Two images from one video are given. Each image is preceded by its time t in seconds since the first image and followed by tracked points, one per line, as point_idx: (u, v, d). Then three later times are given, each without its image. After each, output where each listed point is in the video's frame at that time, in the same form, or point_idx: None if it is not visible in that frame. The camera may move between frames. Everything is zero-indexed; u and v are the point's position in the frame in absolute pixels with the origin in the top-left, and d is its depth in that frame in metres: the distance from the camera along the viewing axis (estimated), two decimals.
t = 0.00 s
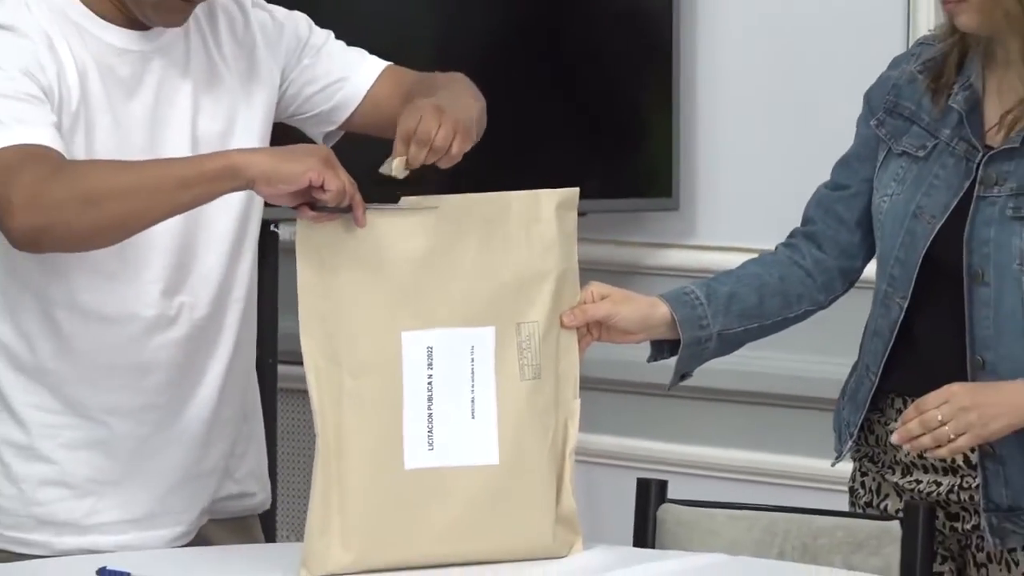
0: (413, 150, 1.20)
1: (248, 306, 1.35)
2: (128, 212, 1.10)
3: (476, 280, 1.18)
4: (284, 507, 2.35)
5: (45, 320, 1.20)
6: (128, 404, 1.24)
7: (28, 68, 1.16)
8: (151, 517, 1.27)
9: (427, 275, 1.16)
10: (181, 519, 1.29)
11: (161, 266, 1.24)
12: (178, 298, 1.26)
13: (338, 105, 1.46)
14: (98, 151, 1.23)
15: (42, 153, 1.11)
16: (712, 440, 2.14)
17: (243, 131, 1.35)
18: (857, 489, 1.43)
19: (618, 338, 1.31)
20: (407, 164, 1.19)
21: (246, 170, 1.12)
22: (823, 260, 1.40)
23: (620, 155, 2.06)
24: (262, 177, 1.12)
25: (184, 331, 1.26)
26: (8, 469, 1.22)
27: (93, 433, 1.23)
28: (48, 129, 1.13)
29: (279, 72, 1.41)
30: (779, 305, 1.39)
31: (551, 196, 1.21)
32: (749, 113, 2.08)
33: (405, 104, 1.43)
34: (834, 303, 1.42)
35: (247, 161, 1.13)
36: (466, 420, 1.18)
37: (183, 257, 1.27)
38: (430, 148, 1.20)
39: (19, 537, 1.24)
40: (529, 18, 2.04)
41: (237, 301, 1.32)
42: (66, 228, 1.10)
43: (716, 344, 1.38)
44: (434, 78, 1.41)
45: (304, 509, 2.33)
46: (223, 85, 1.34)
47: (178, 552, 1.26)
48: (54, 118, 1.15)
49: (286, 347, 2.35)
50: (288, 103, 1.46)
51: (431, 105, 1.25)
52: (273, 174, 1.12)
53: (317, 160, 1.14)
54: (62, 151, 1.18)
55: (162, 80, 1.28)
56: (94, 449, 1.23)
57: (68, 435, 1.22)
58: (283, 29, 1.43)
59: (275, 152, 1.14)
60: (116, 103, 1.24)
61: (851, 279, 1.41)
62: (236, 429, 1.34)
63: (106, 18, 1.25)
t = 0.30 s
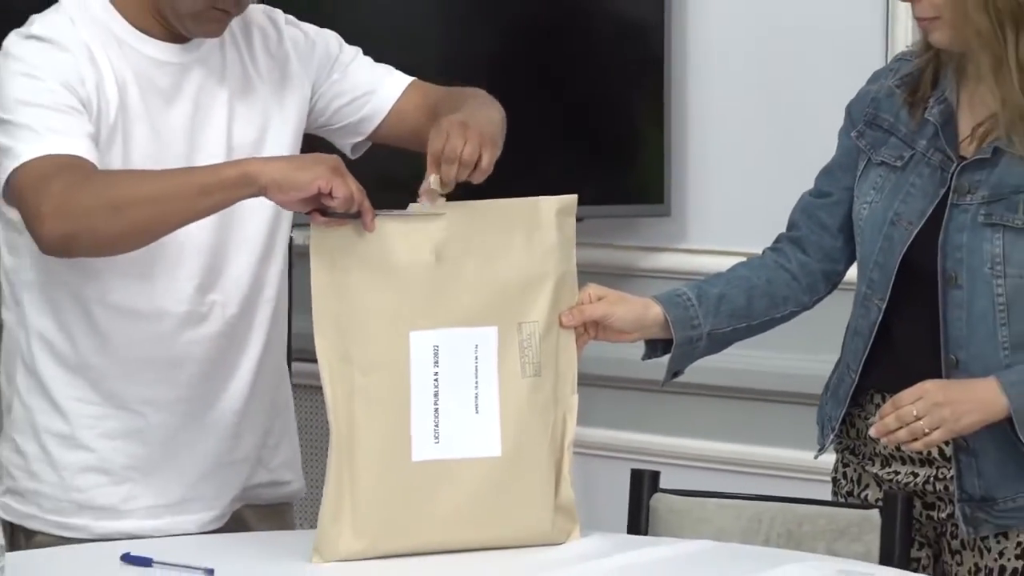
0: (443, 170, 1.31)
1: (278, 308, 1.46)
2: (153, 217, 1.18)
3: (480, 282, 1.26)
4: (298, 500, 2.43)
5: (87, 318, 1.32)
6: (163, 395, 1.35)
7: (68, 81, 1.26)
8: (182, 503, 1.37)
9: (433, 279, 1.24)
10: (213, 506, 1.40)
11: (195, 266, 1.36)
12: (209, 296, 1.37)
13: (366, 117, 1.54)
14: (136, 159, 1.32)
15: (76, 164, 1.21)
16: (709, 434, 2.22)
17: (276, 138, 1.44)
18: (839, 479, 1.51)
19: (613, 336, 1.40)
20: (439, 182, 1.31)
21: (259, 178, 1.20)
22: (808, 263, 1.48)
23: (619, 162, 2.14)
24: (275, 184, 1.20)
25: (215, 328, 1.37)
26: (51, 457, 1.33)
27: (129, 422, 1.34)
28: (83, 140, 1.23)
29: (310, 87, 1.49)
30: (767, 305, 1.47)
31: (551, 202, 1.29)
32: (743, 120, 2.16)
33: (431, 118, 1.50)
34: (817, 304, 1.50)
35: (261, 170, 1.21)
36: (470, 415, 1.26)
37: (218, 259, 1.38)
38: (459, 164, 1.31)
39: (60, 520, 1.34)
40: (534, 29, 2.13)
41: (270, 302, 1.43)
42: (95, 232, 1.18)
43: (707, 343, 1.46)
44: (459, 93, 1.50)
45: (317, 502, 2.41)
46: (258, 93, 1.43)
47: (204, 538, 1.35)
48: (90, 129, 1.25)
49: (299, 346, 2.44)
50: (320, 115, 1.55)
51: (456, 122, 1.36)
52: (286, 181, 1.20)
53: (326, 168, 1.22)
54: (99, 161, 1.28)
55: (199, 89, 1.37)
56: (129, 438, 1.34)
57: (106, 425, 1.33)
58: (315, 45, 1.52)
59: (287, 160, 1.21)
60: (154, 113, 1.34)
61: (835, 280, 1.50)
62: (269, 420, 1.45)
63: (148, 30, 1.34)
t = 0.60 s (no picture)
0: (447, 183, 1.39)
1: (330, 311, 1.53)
2: (178, 213, 1.29)
3: (487, 289, 1.36)
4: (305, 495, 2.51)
5: (143, 317, 1.43)
6: (210, 390, 1.45)
7: (122, 90, 1.37)
8: (228, 493, 1.47)
9: (443, 286, 1.34)
10: (255, 498, 1.49)
11: (249, 270, 1.45)
12: (260, 298, 1.46)
13: (413, 137, 1.61)
14: (186, 161, 1.42)
15: (110, 163, 1.32)
16: (703, 430, 2.31)
17: (329, 149, 1.54)
18: (824, 474, 1.60)
19: (613, 339, 1.49)
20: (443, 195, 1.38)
21: (278, 181, 1.28)
22: (796, 270, 1.57)
23: (619, 172, 2.23)
24: (292, 187, 1.28)
25: (262, 329, 1.46)
26: (106, 444, 1.44)
27: (177, 414, 1.44)
28: (128, 142, 1.34)
29: (361, 107, 1.58)
30: (758, 310, 1.56)
31: (554, 213, 1.40)
32: (739, 130, 2.25)
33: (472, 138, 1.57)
34: (805, 309, 1.59)
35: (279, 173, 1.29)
36: (478, 413, 1.36)
37: (273, 264, 1.47)
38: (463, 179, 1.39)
39: (112, 504, 1.45)
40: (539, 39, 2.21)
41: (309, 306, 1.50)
42: (123, 225, 1.29)
43: (701, 345, 1.55)
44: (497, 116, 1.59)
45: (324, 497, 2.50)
46: (312, 105, 1.52)
47: (234, 529, 1.44)
48: (137, 133, 1.36)
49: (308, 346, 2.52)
50: (372, 134, 1.62)
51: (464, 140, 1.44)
52: (303, 185, 1.28)
53: (342, 174, 1.30)
54: (143, 164, 1.38)
55: (255, 101, 1.47)
56: (177, 428, 1.44)
57: (156, 417, 1.44)
58: (370, 67, 1.60)
59: (303, 165, 1.30)
60: (207, 121, 1.44)
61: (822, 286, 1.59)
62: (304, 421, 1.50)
63: (207, 46, 1.45)
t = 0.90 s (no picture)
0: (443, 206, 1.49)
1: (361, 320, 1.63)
2: (196, 214, 1.38)
3: (490, 297, 1.45)
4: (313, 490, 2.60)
5: (184, 320, 1.53)
6: (245, 391, 1.55)
7: (161, 108, 1.47)
8: (263, 487, 1.57)
9: (449, 294, 1.43)
10: (286, 492, 1.58)
11: (285, 278, 1.54)
12: (296, 304, 1.56)
13: (442, 152, 1.68)
14: (223, 169, 1.53)
15: (137, 167, 1.42)
16: (694, 430, 2.40)
17: (363, 161, 1.62)
18: (808, 471, 1.69)
19: (608, 343, 1.59)
20: (444, 216, 1.48)
21: (294, 185, 1.37)
22: (781, 279, 1.66)
23: (615, 183, 2.32)
24: (308, 192, 1.37)
25: (297, 333, 1.56)
26: (147, 440, 1.54)
27: (212, 411, 1.54)
28: (160, 150, 1.44)
29: (393, 124, 1.65)
30: (746, 317, 1.65)
31: (553, 224, 1.50)
32: (730, 143, 2.34)
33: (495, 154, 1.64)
34: (790, 315, 1.68)
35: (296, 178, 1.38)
36: (481, 414, 1.45)
37: (308, 273, 1.56)
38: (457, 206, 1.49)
39: (153, 497, 1.55)
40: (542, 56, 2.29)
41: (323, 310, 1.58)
42: (146, 226, 1.39)
43: (692, 350, 1.64)
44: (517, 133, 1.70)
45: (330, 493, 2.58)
46: (347, 120, 1.61)
47: (255, 523, 1.54)
48: (172, 145, 1.45)
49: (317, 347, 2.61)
50: (405, 149, 1.70)
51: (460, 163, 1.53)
52: (318, 190, 1.37)
53: (354, 181, 1.39)
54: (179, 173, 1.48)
55: (291, 117, 1.56)
56: (213, 425, 1.54)
57: (194, 415, 1.54)
58: (402, 84, 1.67)
59: (319, 172, 1.38)
60: (244, 135, 1.54)
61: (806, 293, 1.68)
62: (319, 422, 1.59)
63: (244, 68, 1.54)
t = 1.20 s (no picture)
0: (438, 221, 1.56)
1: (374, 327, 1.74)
2: (212, 225, 1.47)
3: (489, 303, 1.55)
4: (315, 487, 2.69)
5: (204, 325, 1.64)
6: (261, 393, 1.66)
7: (185, 125, 1.57)
8: (278, 483, 1.69)
9: (450, 300, 1.53)
10: (304, 488, 1.70)
11: (299, 288, 1.65)
12: (311, 311, 1.67)
13: (452, 166, 1.78)
14: (243, 184, 1.63)
15: (157, 182, 1.52)
16: (683, 429, 2.49)
17: (377, 177, 1.72)
18: (791, 467, 1.80)
19: (601, 347, 1.68)
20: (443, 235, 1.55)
21: (303, 199, 1.47)
22: (764, 287, 1.78)
23: (607, 192, 2.42)
24: (315, 206, 1.47)
25: (312, 339, 1.67)
26: (170, 438, 1.66)
27: (230, 411, 1.65)
28: (179, 164, 1.54)
29: (407, 138, 1.75)
30: (731, 322, 1.76)
31: (548, 234, 1.60)
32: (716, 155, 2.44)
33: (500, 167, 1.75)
34: (773, 321, 1.79)
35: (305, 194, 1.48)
36: (480, 413, 1.55)
37: (321, 283, 1.67)
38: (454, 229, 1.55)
39: (175, 492, 1.67)
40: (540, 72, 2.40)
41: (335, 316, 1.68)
42: (164, 236, 1.49)
43: (680, 353, 1.75)
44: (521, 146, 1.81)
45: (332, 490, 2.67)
46: (362, 138, 1.70)
47: (267, 517, 1.64)
48: (192, 160, 1.56)
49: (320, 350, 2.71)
50: (418, 162, 1.80)
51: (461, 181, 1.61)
52: (325, 205, 1.46)
53: (360, 197, 1.48)
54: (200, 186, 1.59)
55: (308, 137, 1.66)
56: (231, 424, 1.66)
57: (213, 415, 1.65)
58: (416, 102, 1.77)
59: (327, 187, 1.48)
60: (264, 152, 1.64)
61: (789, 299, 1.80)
62: (329, 422, 1.70)
63: (264, 88, 1.64)
